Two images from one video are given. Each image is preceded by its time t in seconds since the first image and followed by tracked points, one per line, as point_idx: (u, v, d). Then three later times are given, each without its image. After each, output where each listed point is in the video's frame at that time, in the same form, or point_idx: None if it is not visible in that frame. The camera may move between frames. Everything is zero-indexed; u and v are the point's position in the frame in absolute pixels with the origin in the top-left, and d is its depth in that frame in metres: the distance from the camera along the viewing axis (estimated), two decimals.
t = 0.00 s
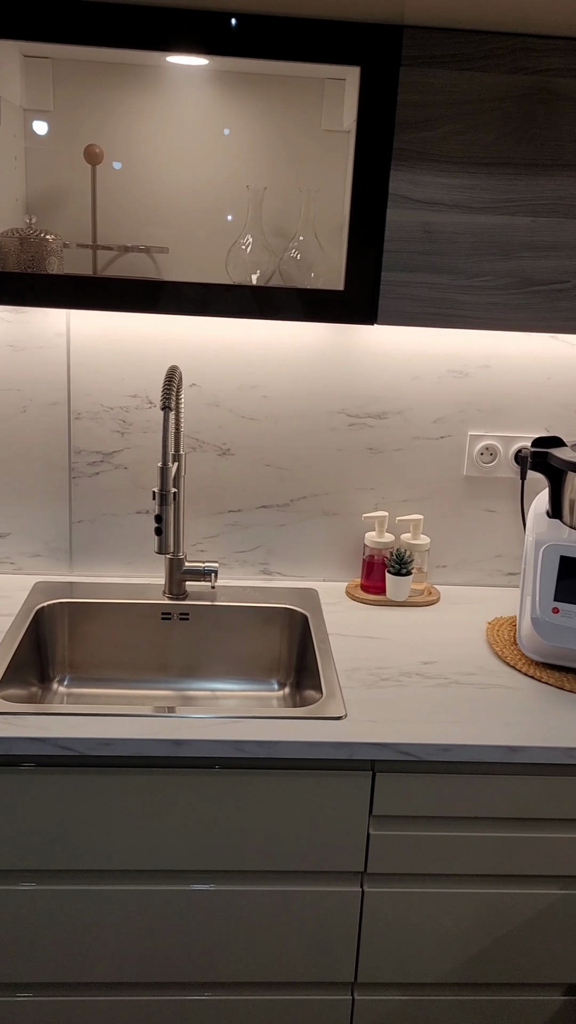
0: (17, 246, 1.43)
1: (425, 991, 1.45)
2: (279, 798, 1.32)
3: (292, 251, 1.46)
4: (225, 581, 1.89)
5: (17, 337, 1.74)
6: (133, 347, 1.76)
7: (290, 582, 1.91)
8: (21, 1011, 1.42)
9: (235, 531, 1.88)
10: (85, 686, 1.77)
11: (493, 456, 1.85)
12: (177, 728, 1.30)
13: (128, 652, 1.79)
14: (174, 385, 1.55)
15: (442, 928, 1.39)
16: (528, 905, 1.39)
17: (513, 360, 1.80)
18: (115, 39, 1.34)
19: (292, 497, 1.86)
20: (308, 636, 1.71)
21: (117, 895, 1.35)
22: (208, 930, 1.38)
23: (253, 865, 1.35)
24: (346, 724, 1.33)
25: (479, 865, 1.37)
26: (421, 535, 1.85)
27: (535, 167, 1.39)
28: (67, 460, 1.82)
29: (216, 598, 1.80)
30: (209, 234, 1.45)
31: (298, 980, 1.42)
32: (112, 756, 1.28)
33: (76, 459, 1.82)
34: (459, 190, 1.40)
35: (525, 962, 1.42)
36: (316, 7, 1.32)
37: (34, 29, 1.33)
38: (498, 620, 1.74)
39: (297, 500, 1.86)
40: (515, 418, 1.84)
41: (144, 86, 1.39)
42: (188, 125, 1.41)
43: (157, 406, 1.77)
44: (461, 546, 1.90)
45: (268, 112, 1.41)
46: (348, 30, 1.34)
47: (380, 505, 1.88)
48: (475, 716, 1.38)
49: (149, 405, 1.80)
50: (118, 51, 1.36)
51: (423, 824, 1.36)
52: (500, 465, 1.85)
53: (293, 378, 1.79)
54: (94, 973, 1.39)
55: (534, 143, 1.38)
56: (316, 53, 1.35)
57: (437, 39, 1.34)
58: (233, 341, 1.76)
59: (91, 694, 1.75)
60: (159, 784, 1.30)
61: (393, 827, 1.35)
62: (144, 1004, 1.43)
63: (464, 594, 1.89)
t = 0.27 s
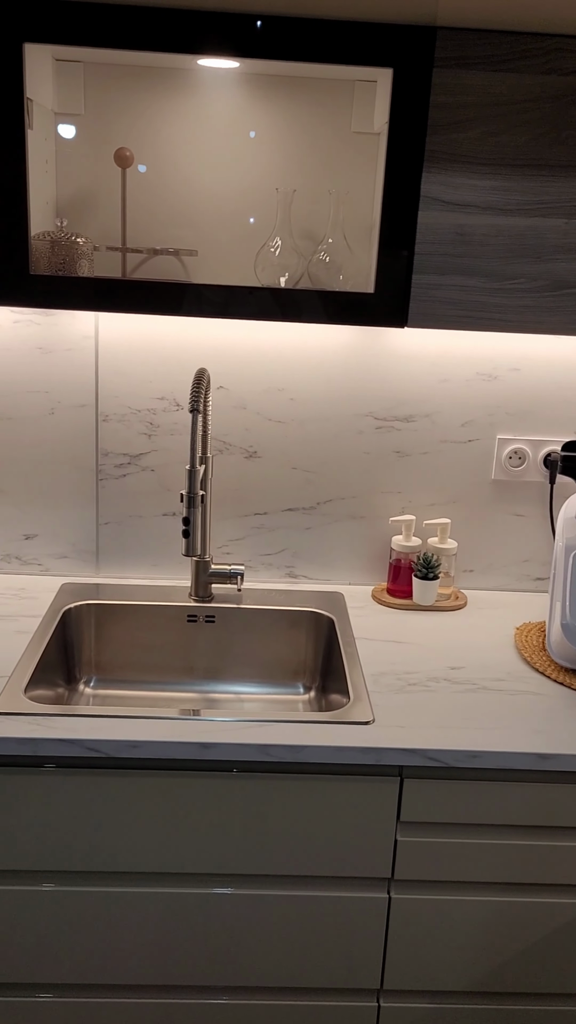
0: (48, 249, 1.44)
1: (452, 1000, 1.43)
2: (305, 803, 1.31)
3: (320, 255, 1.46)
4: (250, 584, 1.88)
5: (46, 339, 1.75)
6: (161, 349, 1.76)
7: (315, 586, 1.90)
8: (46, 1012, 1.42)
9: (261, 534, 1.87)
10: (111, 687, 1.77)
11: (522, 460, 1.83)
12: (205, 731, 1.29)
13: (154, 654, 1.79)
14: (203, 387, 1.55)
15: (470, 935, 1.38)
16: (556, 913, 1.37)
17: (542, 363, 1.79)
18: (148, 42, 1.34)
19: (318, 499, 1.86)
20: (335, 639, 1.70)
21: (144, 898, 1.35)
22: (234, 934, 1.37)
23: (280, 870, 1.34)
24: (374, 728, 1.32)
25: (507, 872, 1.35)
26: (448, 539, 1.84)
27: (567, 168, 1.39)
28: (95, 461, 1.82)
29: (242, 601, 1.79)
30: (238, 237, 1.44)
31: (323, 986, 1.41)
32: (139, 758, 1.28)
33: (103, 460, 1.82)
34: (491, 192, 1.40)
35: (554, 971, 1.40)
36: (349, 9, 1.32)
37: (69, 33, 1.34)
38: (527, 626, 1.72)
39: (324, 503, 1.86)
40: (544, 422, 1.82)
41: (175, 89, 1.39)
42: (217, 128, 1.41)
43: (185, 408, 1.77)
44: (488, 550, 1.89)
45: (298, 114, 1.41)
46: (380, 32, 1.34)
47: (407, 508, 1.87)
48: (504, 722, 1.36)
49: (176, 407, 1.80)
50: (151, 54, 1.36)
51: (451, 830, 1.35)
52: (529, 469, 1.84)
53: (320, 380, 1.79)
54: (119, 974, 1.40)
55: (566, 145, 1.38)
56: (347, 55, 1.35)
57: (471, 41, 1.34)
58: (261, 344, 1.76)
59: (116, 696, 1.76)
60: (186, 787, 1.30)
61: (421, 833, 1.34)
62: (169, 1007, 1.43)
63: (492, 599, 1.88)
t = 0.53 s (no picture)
0: (73, 249, 1.44)
1: (471, 1008, 1.42)
2: (325, 806, 1.30)
3: (344, 255, 1.45)
4: (270, 586, 1.88)
5: (69, 339, 1.75)
6: (184, 350, 1.76)
7: (335, 588, 1.90)
8: (64, 1012, 1.42)
9: (282, 536, 1.87)
10: (130, 688, 1.77)
11: (545, 464, 1.82)
12: (224, 733, 1.29)
13: (173, 655, 1.79)
14: (226, 388, 1.55)
15: (490, 942, 1.37)
16: None
17: (567, 366, 1.77)
18: (174, 43, 1.34)
19: (339, 502, 1.85)
20: (355, 642, 1.69)
21: (162, 899, 1.35)
22: (253, 937, 1.37)
23: (299, 873, 1.34)
24: (394, 732, 1.31)
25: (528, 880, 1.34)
26: (470, 543, 1.83)
27: None
28: (116, 462, 1.82)
29: (262, 602, 1.79)
30: (262, 237, 1.44)
31: (341, 991, 1.40)
32: (159, 760, 1.28)
33: (125, 460, 1.82)
34: (517, 193, 1.39)
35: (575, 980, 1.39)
36: (376, 9, 1.31)
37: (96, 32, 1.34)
38: (549, 631, 1.71)
39: (345, 505, 1.85)
40: (568, 426, 1.81)
41: (200, 89, 1.39)
42: (243, 129, 1.41)
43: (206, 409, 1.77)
44: (510, 554, 1.87)
45: (324, 114, 1.40)
46: (407, 33, 1.34)
47: (428, 511, 1.85)
48: (526, 728, 1.35)
49: (198, 408, 1.80)
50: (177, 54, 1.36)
51: (471, 836, 1.34)
52: (552, 473, 1.82)
53: (342, 382, 1.78)
54: (137, 976, 1.39)
55: None
56: (374, 55, 1.35)
57: (499, 41, 1.33)
58: (283, 345, 1.75)
59: (136, 696, 1.75)
60: (205, 789, 1.29)
61: (441, 838, 1.33)
62: (186, 1010, 1.42)
63: (513, 603, 1.86)
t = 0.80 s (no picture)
0: (102, 250, 1.44)
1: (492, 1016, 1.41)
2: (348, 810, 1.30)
3: (371, 257, 1.45)
4: (293, 588, 1.88)
5: (95, 341, 1.76)
6: (209, 352, 1.76)
7: (358, 592, 1.89)
8: (84, 1011, 1.43)
9: (305, 538, 1.87)
10: (152, 689, 1.77)
11: (570, 468, 1.81)
12: (247, 735, 1.29)
13: (195, 656, 1.79)
14: (252, 390, 1.55)
15: (513, 950, 1.36)
16: None
17: None
18: (204, 46, 1.35)
19: (363, 505, 1.84)
20: (378, 646, 1.68)
21: (183, 901, 1.35)
22: (274, 941, 1.36)
23: (320, 878, 1.33)
24: (418, 737, 1.30)
25: (553, 888, 1.33)
26: (494, 547, 1.81)
27: None
28: (140, 463, 1.83)
29: (284, 605, 1.79)
30: (289, 239, 1.44)
31: (362, 997, 1.40)
32: (182, 761, 1.28)
33: (149, 461, 1.83)
34: (547, 195, 1.38)
35: None
36: (407, 11, 1.31)
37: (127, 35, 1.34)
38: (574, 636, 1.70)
39: (368, 508, 1.85)
40: None
41: (229, 91, 1.39)
42: (271, 131, 1.41)
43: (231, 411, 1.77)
44: (535, 559, 1.86)
45: (353, 116, 1.40)
46: (438, 35, 1.33)
47: (452, 515, 1.85)
48: (551, 735, 1.34)
49: (222, 410, 1.80)
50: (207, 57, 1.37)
51: (495, 843, 1.33)
52: None
53: (367, 385, 1.77)
54: (157, 977, 1.39)
55: None
56: (405, 57, 1.34)
57: (531, 42, 1.32)
58: (308, 347, 1.75)
59: (158, 697, 1.76)
60: (228, 790, 1.29)
61: (464, 845, 1.32)
62: (207, 1012, 1.42)
63: (538, 608, 1.85)
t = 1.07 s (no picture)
0: (134, 252, 1.45)
1: None
2: (376, 815, 1.29)
3: (402, 260, 1.44)
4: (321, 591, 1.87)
5: (126, 343, 1.77)
6: (239, 354, 1.77)
7: (386, 595, 1.88)
8: (111, 1011, 1.43)
9: (333, 541, 1.86)
10: (179, 690, 1.77)
11: None
12: (276, 738, 1.29)
13: (222, 658, 1.79)
14: (282, 391, 1.56)
15: (542, 959, 1.34)
16: None
17: None
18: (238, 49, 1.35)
19: (392, 508, 1.84)
20: (406, 650, 1.68)
21: (210, 903, 1.35)
22: (300, 945, 1.36)
23: (348, 882, 1.33)
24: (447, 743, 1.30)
25: None
26: (524, 551, 1.80)
27: None
28: (170, 465, 1.83)
29: (312, 607, 1.78)
30: (320, 242, 1.44)
31: (389, 1002, 1.39)
32: (211, 763, 1.28)
33: (178, 463, 1.83)
34: None
35: None
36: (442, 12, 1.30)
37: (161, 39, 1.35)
38: None
39: (397, 511, 1.84)
40: None
41: (263, 94, 1.40)
42: (303, 133, 1.41)
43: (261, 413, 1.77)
44: (565, 564, 1.84)
45: (385, 118, 1.39)
46: (473, 37, 1.32)
47: (482, 519, 1.83)
48: None
49: (252, 412, 1.80)
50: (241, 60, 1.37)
51: (524, 850, 1.32)
52: None
53: (397, 388, 1.77)
54: (183, 979, 1.39)
55: None
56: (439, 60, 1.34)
57: (566, 44, 1.32)
58: (339, 350, 1.75)
59: (185, 698, 1.76)
60: (256, 793, 1.29)
61: (493, 852, 1.31)
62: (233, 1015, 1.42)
63: (568, 614, 1.83)
